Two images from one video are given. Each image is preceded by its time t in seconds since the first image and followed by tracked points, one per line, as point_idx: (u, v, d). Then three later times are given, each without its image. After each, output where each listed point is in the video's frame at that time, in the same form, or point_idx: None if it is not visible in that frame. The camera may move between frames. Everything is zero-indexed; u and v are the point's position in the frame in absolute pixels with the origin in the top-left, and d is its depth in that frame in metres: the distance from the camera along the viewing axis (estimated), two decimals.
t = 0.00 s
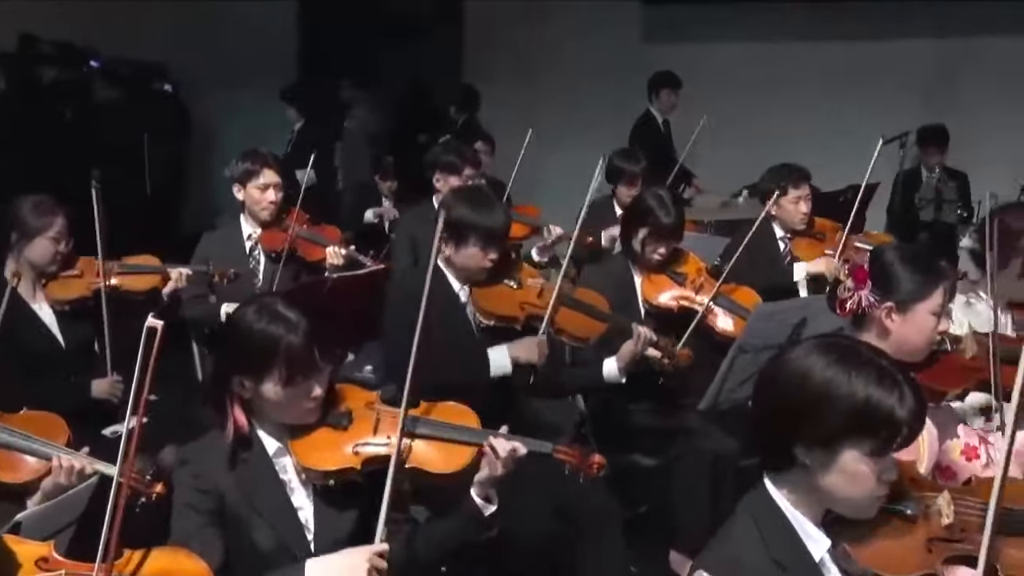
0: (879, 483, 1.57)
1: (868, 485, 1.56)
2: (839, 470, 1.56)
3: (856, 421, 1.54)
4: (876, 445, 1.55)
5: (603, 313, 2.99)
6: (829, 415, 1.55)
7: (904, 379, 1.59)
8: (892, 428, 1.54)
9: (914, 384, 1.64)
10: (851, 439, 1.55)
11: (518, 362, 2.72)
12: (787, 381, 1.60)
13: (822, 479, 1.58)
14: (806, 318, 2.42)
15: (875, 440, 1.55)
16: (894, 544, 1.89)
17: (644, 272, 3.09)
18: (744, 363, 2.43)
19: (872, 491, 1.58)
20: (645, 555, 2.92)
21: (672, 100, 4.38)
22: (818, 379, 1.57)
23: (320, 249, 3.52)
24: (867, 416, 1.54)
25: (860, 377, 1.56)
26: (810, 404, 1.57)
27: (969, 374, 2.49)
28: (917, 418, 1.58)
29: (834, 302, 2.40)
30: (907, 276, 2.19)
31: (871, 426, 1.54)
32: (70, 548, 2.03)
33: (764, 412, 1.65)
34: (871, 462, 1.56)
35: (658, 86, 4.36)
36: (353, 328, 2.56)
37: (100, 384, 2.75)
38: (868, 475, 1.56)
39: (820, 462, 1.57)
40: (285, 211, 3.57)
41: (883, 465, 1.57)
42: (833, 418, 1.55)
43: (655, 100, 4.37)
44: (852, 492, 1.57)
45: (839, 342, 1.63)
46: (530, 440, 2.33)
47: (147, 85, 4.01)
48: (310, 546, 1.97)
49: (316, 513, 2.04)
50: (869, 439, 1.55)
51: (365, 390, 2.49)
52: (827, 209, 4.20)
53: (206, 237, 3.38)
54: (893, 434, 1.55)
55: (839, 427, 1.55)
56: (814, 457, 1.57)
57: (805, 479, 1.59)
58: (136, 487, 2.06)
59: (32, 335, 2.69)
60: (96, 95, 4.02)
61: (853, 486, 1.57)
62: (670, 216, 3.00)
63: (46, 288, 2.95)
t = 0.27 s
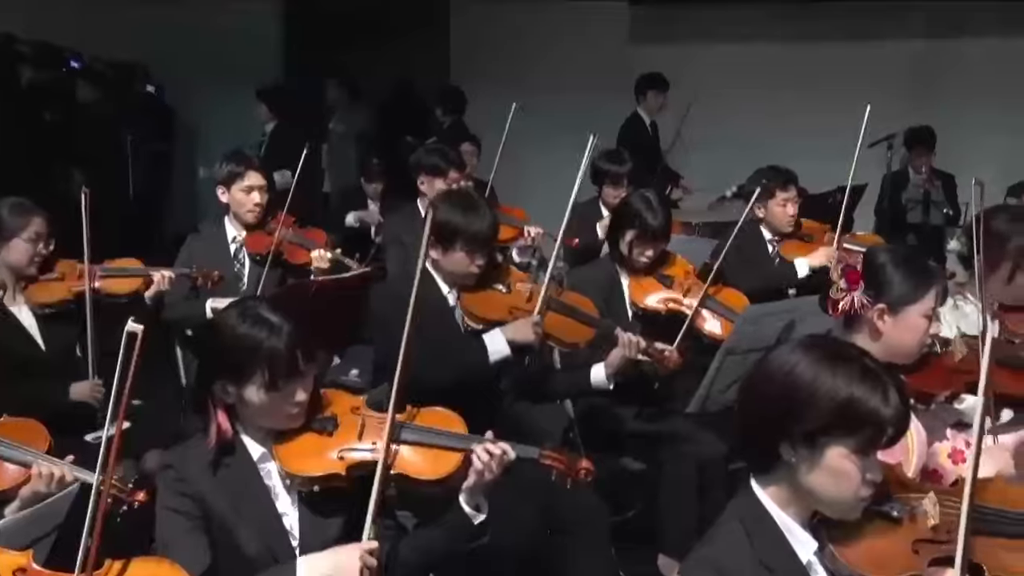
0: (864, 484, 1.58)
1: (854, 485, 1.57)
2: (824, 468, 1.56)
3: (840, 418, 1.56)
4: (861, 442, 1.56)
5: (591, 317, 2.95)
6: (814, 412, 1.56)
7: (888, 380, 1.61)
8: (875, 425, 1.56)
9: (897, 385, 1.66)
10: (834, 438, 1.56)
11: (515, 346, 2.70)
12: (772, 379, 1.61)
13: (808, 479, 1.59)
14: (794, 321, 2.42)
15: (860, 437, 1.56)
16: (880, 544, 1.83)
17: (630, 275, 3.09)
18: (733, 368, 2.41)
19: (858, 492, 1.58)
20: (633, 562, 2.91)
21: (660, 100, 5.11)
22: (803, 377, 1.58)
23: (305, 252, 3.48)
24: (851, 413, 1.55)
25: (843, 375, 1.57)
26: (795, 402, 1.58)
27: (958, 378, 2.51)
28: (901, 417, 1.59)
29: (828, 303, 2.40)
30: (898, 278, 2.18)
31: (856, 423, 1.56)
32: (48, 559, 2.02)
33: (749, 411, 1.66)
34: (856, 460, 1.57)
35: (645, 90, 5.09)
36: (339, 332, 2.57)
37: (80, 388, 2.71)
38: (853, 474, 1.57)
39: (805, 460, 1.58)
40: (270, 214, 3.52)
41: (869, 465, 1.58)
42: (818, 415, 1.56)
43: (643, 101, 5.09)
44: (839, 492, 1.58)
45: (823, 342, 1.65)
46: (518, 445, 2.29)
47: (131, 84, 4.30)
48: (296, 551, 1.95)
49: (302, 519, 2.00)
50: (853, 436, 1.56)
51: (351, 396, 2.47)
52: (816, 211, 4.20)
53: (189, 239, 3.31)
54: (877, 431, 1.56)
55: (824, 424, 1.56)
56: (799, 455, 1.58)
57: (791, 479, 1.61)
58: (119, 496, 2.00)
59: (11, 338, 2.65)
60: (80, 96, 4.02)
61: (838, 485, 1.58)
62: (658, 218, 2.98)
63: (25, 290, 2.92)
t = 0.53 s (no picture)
0: (849, 485, 1.59)
1: (838, 486, 1.58)
2: (810, 468, 1.58)
3: (826, 417, 1.57)
4: (845, 442, 1.58)
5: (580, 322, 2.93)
6: (799, 412, 1.58)
7: (873, 381, 1.63)
8: (860, 425, 1.58)
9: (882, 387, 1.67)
10: (820, 438, 1.58)
11: (485, 382, 2.63)
12: (759, 380, 1.63)
13: (794, 479, 1.60)
14: (783, 322, 2.41)
15: (844, 437, 1.58)
16: (865, 546, 1.84)
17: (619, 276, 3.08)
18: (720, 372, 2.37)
19: (842, 492, 1.60)
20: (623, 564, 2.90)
21: (645, 105, 5.10)
22: (789, 377, 1.60)
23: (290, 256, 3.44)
24: (836, 413, 1.57)
25: (828, 375, 1.59)
26: (781, 402, 1.60)
27: (946, 378, 2.50)
28: (885, 417, 1.61)
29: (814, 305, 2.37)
30: (886, 278, 2.17)
31: (840, 423, 1.57)
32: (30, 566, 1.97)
33: (735, 412, 1.67)
34: (841, 460, 1.59)
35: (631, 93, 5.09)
36: (328, 334, 2.55)
37: (60, 396, 2.67)
38: (838, 474, 1.58)
39: (791, 460, 1.59)
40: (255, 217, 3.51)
41: (853, 465, 1.60)
42: (804, 416, 1.58)
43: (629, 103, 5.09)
44: (824, 494, 1.59)
45: (807, 343, 1.67)
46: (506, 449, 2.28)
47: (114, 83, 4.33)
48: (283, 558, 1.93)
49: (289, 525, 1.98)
50: (838, 436, 1.58)
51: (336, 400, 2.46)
52: (804, 212, 4.20)
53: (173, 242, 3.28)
54: (861, 431, 1.58)
55: (809, 423, 1.57)
56: (785, 456, 1.60)
57: (776, 478, 1.62)
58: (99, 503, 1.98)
59: None
60: (62, 96, 4.07)
61: (823, 486, 1.59)
62: (646, 219, 2.97)
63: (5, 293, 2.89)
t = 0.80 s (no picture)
0: (836, 486, 1.59)
1: (825, 488, 1.58)
2: (796, 470, 1.58)
3: (810, 419, 1.57)
4: (831, 444, 1.58)
5: (569, 326, 2.90)
6: (784, 414, 1.58)
7: (859, 381, 1.63)
8: (845, 426, 1.58)
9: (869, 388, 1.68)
10: (806, 439, 1.58)
11: (458, 413, 2.50)
12: (744, 382, 1.63)
13: (781, 481, 1.60)
14: (768, 325, 2.41)
15: (830, 438, 1.58)
16: (852, 548, 1.82)
17: (605, 278, 3.07)
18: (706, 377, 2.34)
19: (829, 494, 1.60)
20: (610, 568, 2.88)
21: (630, 107, 5.10)
22: (774, 379, 1.60)
23: (274, 260, 3.42)
24: (821, 415, 1.57)
25: (813, 377, 1.59)
26: (766, 404, 1.60)
27: (932, 379, 2.48)
28: (871, 418, 1.61)
29: (801, 308, 2.44)
30: (868, 279, 2.18)
31: (826, 425, 1.58)
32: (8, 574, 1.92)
33: (721, 413, 1.68)
34: (827, 461, 1.59)
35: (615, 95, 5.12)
36: (313, 338, 2.53)
37: (41, 403, 2.59)
38: (824, 476, 1.58)
39: (777, 462, 1.59)
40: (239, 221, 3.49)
41: (840, 467, 1.60)
42: (789, 418, 1.58)
43: (613, 106, 5.10)
44: (810, 496, 1.59)
45: (793, 344, 1.67)
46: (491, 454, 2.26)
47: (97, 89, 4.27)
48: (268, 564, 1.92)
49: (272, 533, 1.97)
50: (824, 437, 1.58)
51: (320, 404, 2.43)
52: (792, 214, 4.19)
53: (157, 245, 3.23)
54: (847, 432, 1.58)
55: (794, 425, 1.58)
56: (771, 457, 1.60)
57: (762, 479, 1.62)
58: (82, 510, 1.94)
59: None
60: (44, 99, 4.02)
61: (809, 488, 1.59)
62: (632, 222, 2.96)
63: None
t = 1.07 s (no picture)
0: (824, 488, 1.59)
1: (814, 490, 1.58)
2: (785, 472, 1.58)
3: (799, 421, 1.57)
4: (820, 445, 1.58)
5: (559, 328, 2.89)
6: (773, 416, 1.58)
7: (847, 383, 1.64)
8: (834, 428, 1.58)
9: (858, 390, 1.68)
10: (796, 440, 1.58)
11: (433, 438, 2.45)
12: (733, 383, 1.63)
13: (769, 482, 1.60)
14: (756, 328, 2.40)
15: (819, 440, 1.58)
16: (840, 551, 1.81)
17: (594, 281, 3.05)
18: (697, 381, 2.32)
19: (818, 496, 1.59)
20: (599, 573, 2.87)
21: (618, 108, 5.11)
22: (762, 380, 1.60)
23: (259, 265, 3.41)
24: (809, 417, 1.57)
25: (802, 379, 1.59)
26: (755, 406, 1.60)
27: (918, 382, 2.47)
28: (859, 420, 1.61)
29: (787, 311, 2.41)
30: (855, 281, 2.17)
31: (814, 427, 1.57)
32: None
33: (710, 415, 1.68)
34: (816, 463, 1.59)
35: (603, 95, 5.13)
36: (299, 341, 2.52)
37: (23, 410, 2.56)
38: (813, 477, 1.58)
39: (765, 464, 1.59)
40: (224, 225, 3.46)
41: (828, 469, 1.60)
42: (778, 419, 1.58)
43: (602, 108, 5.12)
44: (799, 498, 1.59)
45: (781, 346, 1.67)
46: (479, 459, 2.26)
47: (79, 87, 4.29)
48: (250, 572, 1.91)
49: (255, 539, 1.96)
50: (813, 439, 1.58)
51: (305, 409, 2.41)
52: (779, 217, 4.19)
53: (142, 249, 3.21)
54: (835, 434, 1.58)
55: (783, 427, 1.57)
56: (760, 459, 1.60)
57: (752, 482, 1.62)
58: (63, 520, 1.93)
59: None
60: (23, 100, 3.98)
61: (798, 490, 1.59)
62: (620, 223, 2.95)
63: None
